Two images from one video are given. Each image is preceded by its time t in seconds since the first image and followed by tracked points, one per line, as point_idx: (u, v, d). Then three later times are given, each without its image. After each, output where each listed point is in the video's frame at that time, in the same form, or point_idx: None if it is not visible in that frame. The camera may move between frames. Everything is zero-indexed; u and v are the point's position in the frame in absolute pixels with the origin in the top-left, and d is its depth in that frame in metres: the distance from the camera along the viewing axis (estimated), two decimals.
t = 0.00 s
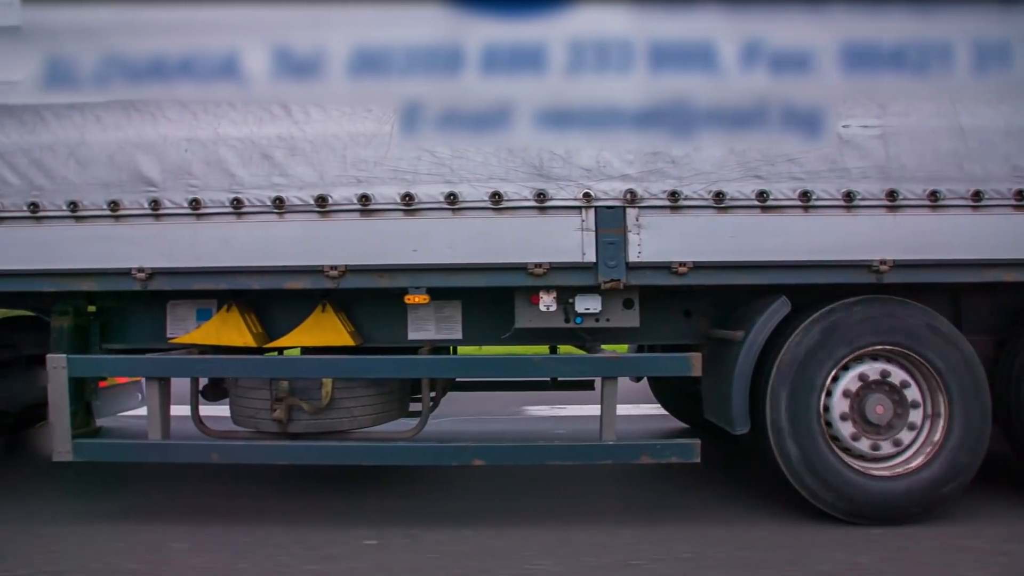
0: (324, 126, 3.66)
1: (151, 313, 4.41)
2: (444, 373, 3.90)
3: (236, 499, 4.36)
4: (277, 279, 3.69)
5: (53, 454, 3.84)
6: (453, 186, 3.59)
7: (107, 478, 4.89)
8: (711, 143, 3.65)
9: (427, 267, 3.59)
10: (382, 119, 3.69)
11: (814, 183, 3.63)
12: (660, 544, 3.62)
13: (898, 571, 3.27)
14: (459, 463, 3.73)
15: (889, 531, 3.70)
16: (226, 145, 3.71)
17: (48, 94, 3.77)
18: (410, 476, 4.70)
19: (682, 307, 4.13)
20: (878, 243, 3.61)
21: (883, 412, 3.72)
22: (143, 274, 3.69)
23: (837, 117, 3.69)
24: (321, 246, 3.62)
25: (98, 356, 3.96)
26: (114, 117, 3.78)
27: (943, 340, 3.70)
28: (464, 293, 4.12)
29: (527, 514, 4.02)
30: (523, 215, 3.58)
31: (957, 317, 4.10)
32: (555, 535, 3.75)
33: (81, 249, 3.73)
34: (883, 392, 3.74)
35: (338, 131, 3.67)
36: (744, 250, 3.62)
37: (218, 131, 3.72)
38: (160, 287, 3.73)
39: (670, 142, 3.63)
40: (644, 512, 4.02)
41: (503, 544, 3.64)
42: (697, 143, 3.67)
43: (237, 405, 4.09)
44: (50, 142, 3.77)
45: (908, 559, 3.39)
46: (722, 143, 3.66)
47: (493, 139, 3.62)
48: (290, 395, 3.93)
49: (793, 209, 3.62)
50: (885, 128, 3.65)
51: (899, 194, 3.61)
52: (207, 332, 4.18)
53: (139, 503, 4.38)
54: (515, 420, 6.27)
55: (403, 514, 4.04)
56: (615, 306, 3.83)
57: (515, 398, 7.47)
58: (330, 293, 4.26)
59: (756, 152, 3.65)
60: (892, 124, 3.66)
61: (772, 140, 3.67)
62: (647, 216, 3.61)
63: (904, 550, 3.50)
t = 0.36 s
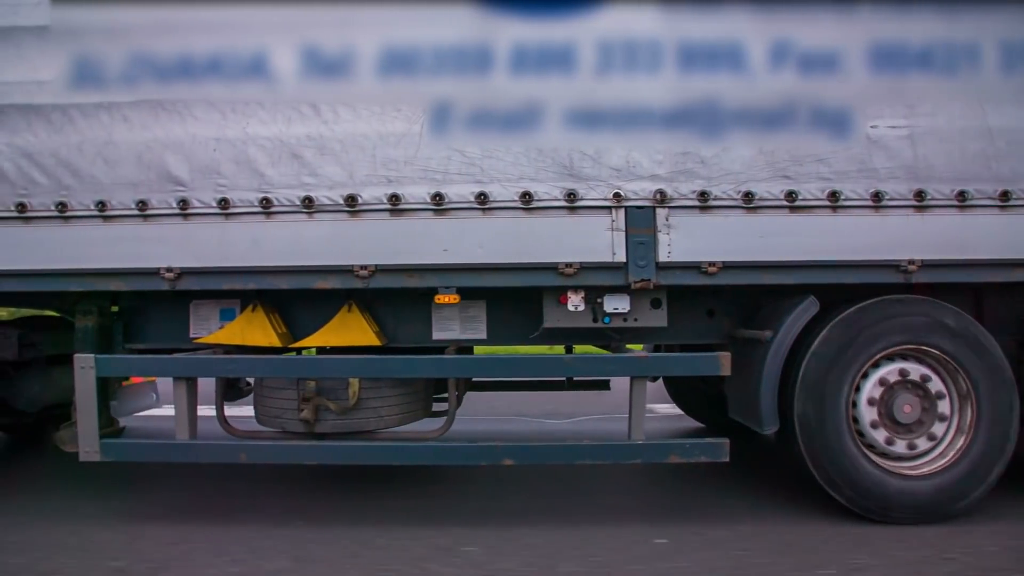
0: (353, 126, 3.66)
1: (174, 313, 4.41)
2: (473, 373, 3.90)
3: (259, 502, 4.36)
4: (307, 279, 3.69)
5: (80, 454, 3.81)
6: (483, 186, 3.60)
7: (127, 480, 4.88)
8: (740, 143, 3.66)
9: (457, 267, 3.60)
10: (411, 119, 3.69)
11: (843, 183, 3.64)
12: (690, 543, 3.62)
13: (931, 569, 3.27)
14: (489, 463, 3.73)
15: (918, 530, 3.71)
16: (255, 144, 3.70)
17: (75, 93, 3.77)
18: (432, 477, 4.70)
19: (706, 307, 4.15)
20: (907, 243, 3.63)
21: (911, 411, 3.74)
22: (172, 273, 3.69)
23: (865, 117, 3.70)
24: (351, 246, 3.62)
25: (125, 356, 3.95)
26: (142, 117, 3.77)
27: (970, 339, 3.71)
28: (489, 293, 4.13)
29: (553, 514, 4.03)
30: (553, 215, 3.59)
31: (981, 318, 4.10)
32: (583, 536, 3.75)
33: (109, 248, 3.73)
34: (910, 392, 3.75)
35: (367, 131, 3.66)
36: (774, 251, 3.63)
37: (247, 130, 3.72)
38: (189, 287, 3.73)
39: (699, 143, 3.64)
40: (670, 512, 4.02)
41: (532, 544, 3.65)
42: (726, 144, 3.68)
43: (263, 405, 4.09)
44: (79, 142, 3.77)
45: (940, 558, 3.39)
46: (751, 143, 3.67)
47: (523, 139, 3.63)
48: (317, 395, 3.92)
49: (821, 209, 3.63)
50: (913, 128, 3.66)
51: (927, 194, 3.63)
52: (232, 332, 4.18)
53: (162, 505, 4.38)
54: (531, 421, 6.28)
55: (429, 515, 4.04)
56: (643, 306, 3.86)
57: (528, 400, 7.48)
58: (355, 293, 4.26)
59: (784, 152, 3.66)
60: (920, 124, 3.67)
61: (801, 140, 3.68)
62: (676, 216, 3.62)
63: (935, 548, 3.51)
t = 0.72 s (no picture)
0: (382, 125, 3.65)
1: (197, 313, 4.41)
2: (502, 373, 3.88)
3: (285, 505, 4.37)
4: (336, 279, 3.68)
5: (107, 454, 3.80)
6: (514, 186, 3.61)
7: (149, 481, 4.89)
8: (769, 143, 3.68)
9: (488, 267, 3.61)
10: (440, 119, 3.69)
11: (871, 184, 3.65)
12: (718, 544, 3.63)
13: (963, 568, 3.28)
14: (519, 463, 3.74)
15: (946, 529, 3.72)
16: (284, 144, 3.69)
17: (104, 93, 3.77)
18: (456, 480, 4.72)
19: (730, 307, 4.17)
20: (935, 243, 3.64)
21: (938, 410, 3.74)
22: (200, 274, 3.68)
23: (893, 118, 3.71)
24: (380, 246, 3.62)
25: (151, 356, 3.94)
26: (170, 117, 3.77)
27: (995, 336, 3.73)
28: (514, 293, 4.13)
29: (579, 518, 4.06)
30: (583, 215, 3.61)
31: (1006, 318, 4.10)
32: (609, 538, 3.78)
33: (137, 249, 3.73)
34: (937, 391, 3.77)
35: (397, 130, 3.66)
36: (803, 251, 3.64)
37: (275, 130, 3.71)
38: (217, 287, 3.72)
39: (728, 143, 3.66)
40: (695, 514, 4.04)
41: (561, 548, 3.66)
42: (755, 144, 3.70)
43: (290, 405, 4.09)
44: (107, 142, 3.77)
45: (971, 557, 3.40)
46: (780, 144, 3.69)
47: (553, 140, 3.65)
48: (344, 395, 3.92)
49: (849, 209, 3.64)
50: (941, 128, 3.67)
51: (955, 195, 3.64)
52: (257, 333, 4.17)
53: (186, 507, 4.39)
54: (548, 421, 6.29)
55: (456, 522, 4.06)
56: (670, 306, 3.88)
57: (542, 400, 7.50)
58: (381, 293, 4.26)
59: (813, 153, 3.67)
60: (947, 125, 3.68)
61: (829, 141, 3.69)
62: (705, 216, 3.64)
63: (964, 547, 3.52)
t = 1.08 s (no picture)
0: (412, 125, 3.65)
1: (220, 313, 4.40)
2: (531, 373, 3.87)
3: (306, 505, 4.38)
4: (365, 279, 3.68)
5: (135, 455, 3.79)
6: (544, 187, 3.62)
7: (171, 481, 4.89)
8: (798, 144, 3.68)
9: (518, 267, 3.62)
10: (469, 118, 3.69)
11: (900, 184, 3.66)
12: (747, 543, 3.64)
13: (994, 567, 3.29)
14: (548, 463, 3.76)
15: (973, 528, 3.73)
16: (313, 144, 3.68)
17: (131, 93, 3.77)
18: (477, 480, 4.73)
19: (753, 306, 4.19)
20: (963, 243, 3.65)
21: (966, 409, 3.74)
22: (229, 274, 3.69)
23: (921, 118, 3.72)
24: (411, 246, 3.62)
25: (179, 356, 3.94)
26: (198, 117, 3.76)
27: (1019, 334, 3.74)
28: (540, 293, 4.13)
29: (604, 517, 4.07)
30: (613, 215, 3.62)
31: None
32: (637, 537, 3.80)
33: (166, 248, 3.73)
34: (963, 390, 3.77)
35: (426, 130, 3.66)
36: (832, 251, 3.64)
37: (304, 129, 3.70)
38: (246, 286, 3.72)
39: (758, 143, 3.67)
40: (721, 514, 4.05)
41: (590, 548, 3.67)
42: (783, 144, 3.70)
43: (315, 405, 4.08)
44: (135, 142, 3.76)
45: (1001, 555, 3.41)
46: (809, 144, 3.69)
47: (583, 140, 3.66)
48: (372, 395, 3.91)
49: (878, 209, 3.64)
50: (970, 128, 3.68)
51: (983, 195, 3.65)
52: (282, 333, 4.16)
53: (211, 508, 4.39)
54: (565, 421, 6.31)
55: (480, 522, 4.07)
56: (698, 306, 3.90)
57: (556, 400, 7.53)
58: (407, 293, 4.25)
59: (842, 153, 3.68)
60: (975, 125, 3.69)
61: (858, 141, 3.70)
62: (735, 217, 3.65)
63: (993, 545, 3.53)
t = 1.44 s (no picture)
0: (442, 125, 3.65)
1: (243, 313, 4.39)
2: (559, 373, 3.86)
3: (330, 506, 4.38)
4: (394, 278, 3.69)
5: (163, 455, 3.78)
6: (574, 187, 3.64)
7: (192, 480, 4.89)
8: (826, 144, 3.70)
9: (548, 267, 3.63)
10: (499, 118, 3.70)
11: (928, 184, 3.67)
12: (775, 543, 3.66)
13: None
14: (577, 463, 3.76)
15: (1000, 526, 3.74)
16: (342, 144, 3.67)
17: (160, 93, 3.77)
18: (499, 480, 4.74)
19: (777, 306, 4.21)
20: (991, 243, 3.67)
21: (993, 408, 3.77)
22: (258, 273, 3.68)
23: (948, 118, 3.73)
24: (441, 245, 3.62)
25: (206, 356, 3.94)
26: (227, 116, 3.75)
27: None
28: (565, 293, 4.13)
29: (631, 517, 4.08)
30: (643, 215, 3.65)
31: None
32: (664, 536, 3.81)
33: (194, 248, 3.72)
34: (991, 389, 3.80)
35: (456, 130, 3.66)
36: (860, 251, 3.66)
37: (333, 129, 3.69)
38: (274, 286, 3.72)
39: (786, 144, 3.68)
40: (747, 513, 4.06)
41: (618, 548, 3.69)
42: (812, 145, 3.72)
43: (342, 405, 4.08)
44: (163, 142, 3.76)
45: None
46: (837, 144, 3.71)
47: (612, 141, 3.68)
48: (399, 395, 3.91)
49: (906, 209, 3.66)
50: (997, 129, 3.69)
51: (1011, 195, 3.66)
52: (308, 333, 4.16)
53: (234, 507, 4.38)
54: (581, 421, 6.33)
55: (506, 521, 4.08)
56: (725, 306, 3.92)
57: (570, 401, 7.54)
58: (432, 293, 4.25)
59: (870, 153, 3.69)
60: (1003, 125, 3.70)
61: (886, 142, 3.71)
62: (763, 217, 3.67)
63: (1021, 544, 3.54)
